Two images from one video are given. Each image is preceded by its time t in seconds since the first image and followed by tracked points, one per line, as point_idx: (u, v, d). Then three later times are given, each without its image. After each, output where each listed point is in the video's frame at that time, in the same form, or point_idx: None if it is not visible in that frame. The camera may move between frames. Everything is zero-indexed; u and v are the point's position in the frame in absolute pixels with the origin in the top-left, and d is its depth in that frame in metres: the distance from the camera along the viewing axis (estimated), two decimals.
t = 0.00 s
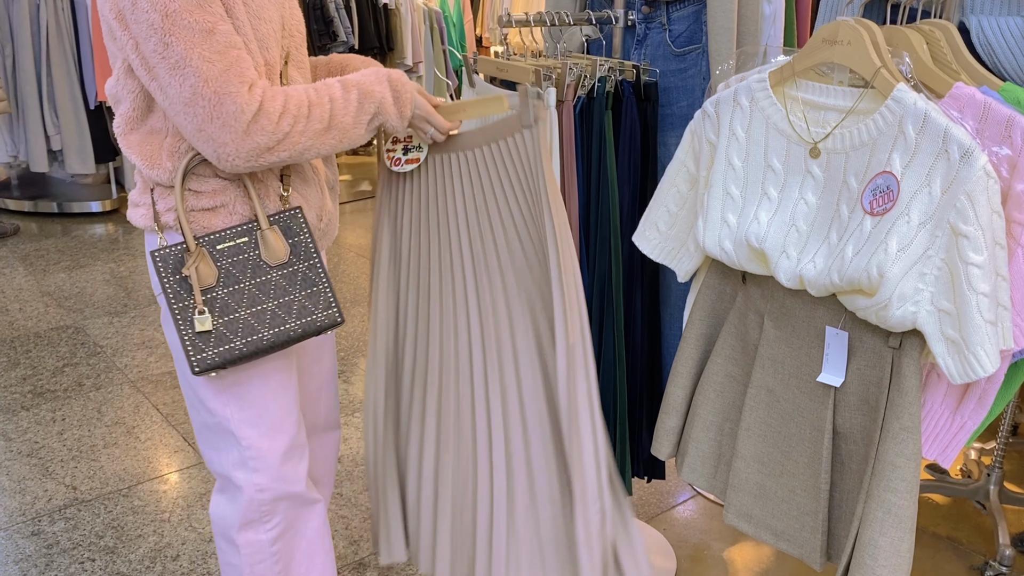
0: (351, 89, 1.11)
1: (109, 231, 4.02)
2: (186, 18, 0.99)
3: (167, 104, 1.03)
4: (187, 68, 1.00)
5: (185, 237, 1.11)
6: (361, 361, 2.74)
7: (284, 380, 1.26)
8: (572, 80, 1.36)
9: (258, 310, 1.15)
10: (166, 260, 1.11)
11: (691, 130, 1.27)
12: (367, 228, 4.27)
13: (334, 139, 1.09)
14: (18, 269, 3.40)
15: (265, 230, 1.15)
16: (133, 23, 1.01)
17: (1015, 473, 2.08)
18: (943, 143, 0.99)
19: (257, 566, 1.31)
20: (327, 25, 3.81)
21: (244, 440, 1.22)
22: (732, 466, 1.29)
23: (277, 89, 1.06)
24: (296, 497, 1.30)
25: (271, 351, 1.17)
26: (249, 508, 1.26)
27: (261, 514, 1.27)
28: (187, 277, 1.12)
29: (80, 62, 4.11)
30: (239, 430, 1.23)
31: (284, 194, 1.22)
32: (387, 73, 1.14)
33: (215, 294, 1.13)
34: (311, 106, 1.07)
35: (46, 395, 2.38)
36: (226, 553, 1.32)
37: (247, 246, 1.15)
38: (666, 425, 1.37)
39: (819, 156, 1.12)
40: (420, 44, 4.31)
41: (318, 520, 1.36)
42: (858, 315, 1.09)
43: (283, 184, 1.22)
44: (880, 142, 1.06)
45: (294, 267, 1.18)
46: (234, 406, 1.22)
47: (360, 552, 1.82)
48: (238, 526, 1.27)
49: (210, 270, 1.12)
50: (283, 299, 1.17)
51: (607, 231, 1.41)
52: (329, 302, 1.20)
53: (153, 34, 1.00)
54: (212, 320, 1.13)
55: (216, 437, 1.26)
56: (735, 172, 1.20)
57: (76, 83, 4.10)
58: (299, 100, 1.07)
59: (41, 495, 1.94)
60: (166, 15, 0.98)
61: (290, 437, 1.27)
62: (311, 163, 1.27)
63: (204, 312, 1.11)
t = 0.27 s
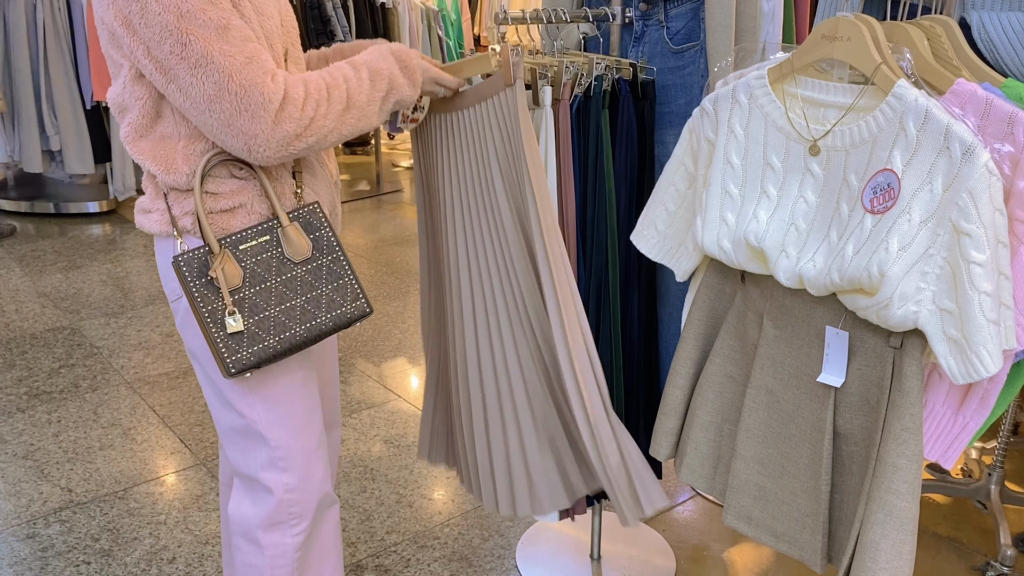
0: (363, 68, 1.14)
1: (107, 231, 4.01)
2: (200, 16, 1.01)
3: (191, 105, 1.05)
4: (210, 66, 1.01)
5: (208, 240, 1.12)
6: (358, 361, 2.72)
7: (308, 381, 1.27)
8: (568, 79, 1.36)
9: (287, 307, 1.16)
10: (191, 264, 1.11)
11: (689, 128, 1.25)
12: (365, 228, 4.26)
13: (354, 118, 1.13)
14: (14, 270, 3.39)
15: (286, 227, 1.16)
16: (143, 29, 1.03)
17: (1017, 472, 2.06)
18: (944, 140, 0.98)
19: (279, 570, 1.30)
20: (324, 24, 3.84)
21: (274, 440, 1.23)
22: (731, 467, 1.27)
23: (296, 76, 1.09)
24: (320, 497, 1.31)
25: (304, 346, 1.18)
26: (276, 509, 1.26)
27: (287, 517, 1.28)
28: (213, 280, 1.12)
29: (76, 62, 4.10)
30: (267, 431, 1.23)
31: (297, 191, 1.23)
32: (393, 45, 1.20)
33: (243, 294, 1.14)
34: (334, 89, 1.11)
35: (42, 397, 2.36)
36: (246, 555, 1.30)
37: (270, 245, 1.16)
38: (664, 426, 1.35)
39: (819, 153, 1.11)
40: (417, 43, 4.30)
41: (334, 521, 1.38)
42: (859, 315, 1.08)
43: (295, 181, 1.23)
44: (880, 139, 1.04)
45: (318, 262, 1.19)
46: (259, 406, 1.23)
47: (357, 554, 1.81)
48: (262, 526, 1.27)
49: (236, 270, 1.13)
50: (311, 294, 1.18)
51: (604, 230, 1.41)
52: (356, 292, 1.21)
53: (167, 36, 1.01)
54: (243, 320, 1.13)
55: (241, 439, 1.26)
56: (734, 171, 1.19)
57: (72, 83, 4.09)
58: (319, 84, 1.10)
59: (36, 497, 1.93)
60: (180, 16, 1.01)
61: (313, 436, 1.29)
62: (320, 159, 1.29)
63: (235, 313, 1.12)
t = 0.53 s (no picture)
0: (379, 68, 1.17)
1: (104, 234, 4.00)
2: (220, 18, 1.02)
3: (215, 105, 1.06)
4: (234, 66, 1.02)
5: (222, 244, 1.11)
6: (357, 363, 2.72)
7: (316, 385, 1.27)
8: (565, 84, 1.36)
9: (303, 308, 1.16)
10: (205, 268, 1.11)
11: (688, 131, 1.25)
12: (363, 229, 4.25)
13: (377, 115, 1.15)
14: (11, 273, 3.38)
15: (300, 229, 1.16)
16: (160, 34, 1.03)
17: (1015, 472, 2.05)
18: (943, 144, 0.97)
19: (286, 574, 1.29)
20: (322, 26, 3.85)
21: (284, 444, 1.23)
22: (732, 471, 1.27)
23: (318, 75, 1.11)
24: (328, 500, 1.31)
25: (320, 347, 1.18)
26: (286, 513, 1.26)
27: (295, 520, 1.27)
28: (229, 283, 1.12)
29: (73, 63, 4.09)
30: (277, 435, 1.23)
31: (307, 194, 1.23)
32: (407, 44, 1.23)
33: (260, 297, 1.13)
34: (354, 86, 1.13)
35: (40, 401, 2.36)
36: (252, 559, 1.29)
37: (284, 247, 1.15)
38: (664, 429, 1.35)
39: (818, 157, 1.11)
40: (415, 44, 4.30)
41: (339, 524, 1.37)
42: (859, 318, 1.08)
43: (304, 183, 1.23)
44: (880, 143, 1.04)
45: (331, 264, 1.19)
46: (268, 411, 1.22)
47: (357, 557, 1.81)
48: (270, 531, 1.27)
49: (251, 273, 1.12)
50: (327, 295, 1.18)
51: (601, 233, 1.39)
52: (370, 292, 1.21)
53: (187, 40, 1.02)
54: (260, 323, 1.13)
55: (249, 443, 1.25)
56: (733, 174, 1.18)
57: (68, 85, 4.08)
58: (341, 82, 1.13)
59: (34, 502, 1.92)
60: (200, 20, 1.01)
61: (321, 439, 1.29)
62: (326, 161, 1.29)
63: (252, 316, 1.12)
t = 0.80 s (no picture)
0: (385, 75, 1.16)
1: (101, 237, 3.99)
2: (224, 24, 1.01)
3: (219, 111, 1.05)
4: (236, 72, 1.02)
5: (231, 248, 1.10)
6: (355, 367, 2.71)
7: (321, 388, 1.26)
8: (564, 87, 1.36)
9: (310, 311, 1.15)
10: (213, 272, 1.09)
11: (687, 135, 1.24)
12: (361, 231, 4.25)
13: (383, 123, 1.14)
14: (8, 277, 3.37)
15: (307, 232, 1.15)
16: (163, 39, 1.03)
17: (1014, 474, 2.03)
18: (944, 147, 0.97)
19: None
20: (319, 28, 3.86)
21: (289, 448, 1.22)
22: (732, 475, 1.27)
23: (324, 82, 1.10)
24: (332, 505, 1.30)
25: (328, 350, 1.17)
26: (291, 517, 1.25)
27: (300, 524, 1.26)
28: (237, 287, 1.11)
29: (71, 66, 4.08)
30: (283, 439, 1.22)
31: (312, 198, 1.22)
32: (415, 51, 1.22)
33: (268, 300, 1.12)
34: (359, 93, 1.13)
35: (37, 405, 2.35)
36: (255, 562, 1.29)
37: (292, 250, 1.14)
38: (664, 433, 1.34)
39: (817, 160, 1.10)
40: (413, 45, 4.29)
41: (340, 528, 1.36)
42: (860, 322, 1.07)
43: (310, 187, 1.22)
44: (880, 146, 1.04)
45: (338, 267, 1.18)
46: (274, 414, 1.22)
47: (356, 561, 1.80)
48: (274, 535, 1.26)
49: (260, 277, 1.11)
50: (334, 298, 1.17)
51: (599, 237, 1.39)
52: (377, 295, 1.21)
53: (190, 46, 1.02)
54: (268, 326, 1.12)
55: (254, 447, 1.24)
56: (733, 178, 1.18)
57: (66, 88, 4.07)
58: (346, 89, 1.12)
59: (32, 507, 1.92)
60: (204, 25, 1.01)
61: (326, 442, 1.28)
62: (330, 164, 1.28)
63: (261, 320, 1.11)
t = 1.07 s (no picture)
0: (383, 84, 1.15)
1: (98, 241, 3.98)
2: (217, 29, 1.00)
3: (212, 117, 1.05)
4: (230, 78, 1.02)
5: (225, 253, 1.10)
6: (352, 370, 2.70)
7: (317, 394, 1.26)
8: (563, 89, 1.33)
9: (305, 317, 1.15)
10: (207, 277, 1.09)
11: (683, 139, 1.24)
12: (358, 234, 4.24)
13: (378, 132, 1.13)
14: (5, 281, 3.36)
15: (303, 237, 1.14)
16: (157, 43, 1.02)
17: (1012, 477, 2.02)
18: (941, 151, 0.96)
19: None
20: (315, 31, 3.86)
21: (285, 454, 1.21)
22: (729, 480, 1.26)
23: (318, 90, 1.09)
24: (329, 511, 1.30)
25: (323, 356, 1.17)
26: (286, 524, 1.24)
27: (296, 531, 1.26)
28: (232, 292, 1.10)
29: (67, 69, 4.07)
30: (278, 444, 1.22)
31: (309, 203, 1.22)
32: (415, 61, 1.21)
33: (262, 305, 1.12)
34: (355, 102, 1.12)
35: (33, 410, 2.34)
36: (251, 568, 1.28)
37: (287, 255, 1.14)
38: (662, 439, 1.34)
39: (814, 164, 1.10)
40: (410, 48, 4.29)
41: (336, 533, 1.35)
42: (857, 327, 1.07)
43: (307, 192, 1.22)
44: (877, 151, 1.03)
45: (334, 272, 1.18)
46: (269, 420, 1.21)
47: (353, 566, 1.79)
48: (270, 541, 1.25)
49: (254, 282, 1.11)
50: (329, 304, 1.16)
51: (599, 241, 1.38)
52: (373, 301, 1.20)
53: (184, 51, 1.01)
54: (262, 332, 1.11)
55: (249, 453, 1.24)
56: (729, 182, 1.17)
57: (62, 91, 4.06)
58: (341, 97, 1.11)
59: (27, 513, 1.91)
60: (197, 31, 1.00)
61: (322, 449, 1.27)
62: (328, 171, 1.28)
63: (254, 325, 1.10)
